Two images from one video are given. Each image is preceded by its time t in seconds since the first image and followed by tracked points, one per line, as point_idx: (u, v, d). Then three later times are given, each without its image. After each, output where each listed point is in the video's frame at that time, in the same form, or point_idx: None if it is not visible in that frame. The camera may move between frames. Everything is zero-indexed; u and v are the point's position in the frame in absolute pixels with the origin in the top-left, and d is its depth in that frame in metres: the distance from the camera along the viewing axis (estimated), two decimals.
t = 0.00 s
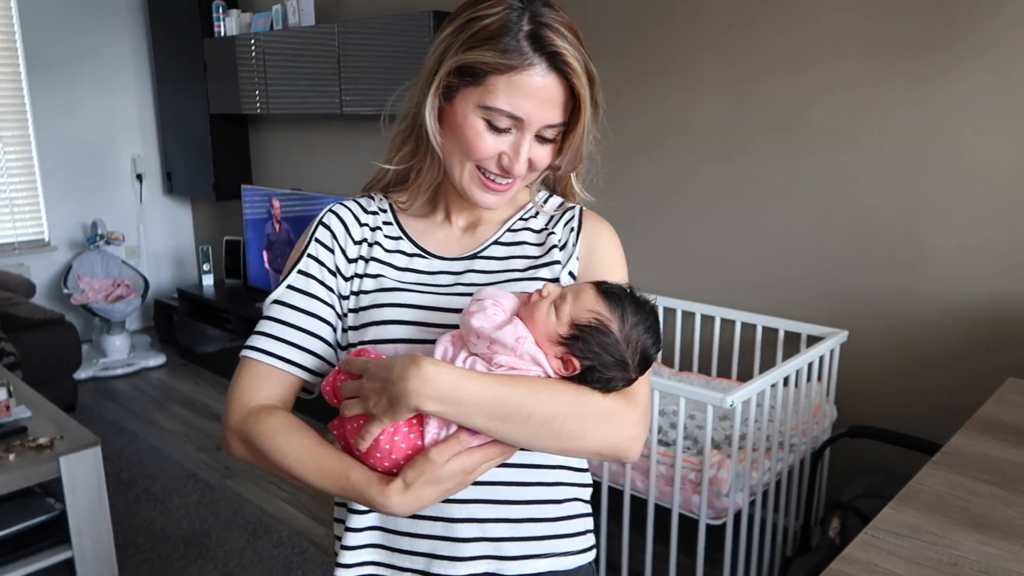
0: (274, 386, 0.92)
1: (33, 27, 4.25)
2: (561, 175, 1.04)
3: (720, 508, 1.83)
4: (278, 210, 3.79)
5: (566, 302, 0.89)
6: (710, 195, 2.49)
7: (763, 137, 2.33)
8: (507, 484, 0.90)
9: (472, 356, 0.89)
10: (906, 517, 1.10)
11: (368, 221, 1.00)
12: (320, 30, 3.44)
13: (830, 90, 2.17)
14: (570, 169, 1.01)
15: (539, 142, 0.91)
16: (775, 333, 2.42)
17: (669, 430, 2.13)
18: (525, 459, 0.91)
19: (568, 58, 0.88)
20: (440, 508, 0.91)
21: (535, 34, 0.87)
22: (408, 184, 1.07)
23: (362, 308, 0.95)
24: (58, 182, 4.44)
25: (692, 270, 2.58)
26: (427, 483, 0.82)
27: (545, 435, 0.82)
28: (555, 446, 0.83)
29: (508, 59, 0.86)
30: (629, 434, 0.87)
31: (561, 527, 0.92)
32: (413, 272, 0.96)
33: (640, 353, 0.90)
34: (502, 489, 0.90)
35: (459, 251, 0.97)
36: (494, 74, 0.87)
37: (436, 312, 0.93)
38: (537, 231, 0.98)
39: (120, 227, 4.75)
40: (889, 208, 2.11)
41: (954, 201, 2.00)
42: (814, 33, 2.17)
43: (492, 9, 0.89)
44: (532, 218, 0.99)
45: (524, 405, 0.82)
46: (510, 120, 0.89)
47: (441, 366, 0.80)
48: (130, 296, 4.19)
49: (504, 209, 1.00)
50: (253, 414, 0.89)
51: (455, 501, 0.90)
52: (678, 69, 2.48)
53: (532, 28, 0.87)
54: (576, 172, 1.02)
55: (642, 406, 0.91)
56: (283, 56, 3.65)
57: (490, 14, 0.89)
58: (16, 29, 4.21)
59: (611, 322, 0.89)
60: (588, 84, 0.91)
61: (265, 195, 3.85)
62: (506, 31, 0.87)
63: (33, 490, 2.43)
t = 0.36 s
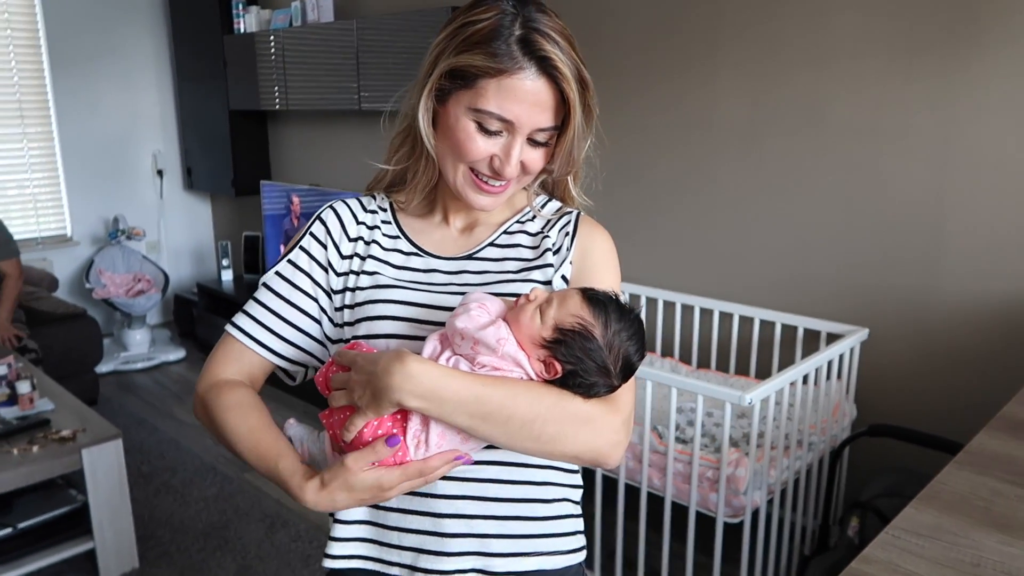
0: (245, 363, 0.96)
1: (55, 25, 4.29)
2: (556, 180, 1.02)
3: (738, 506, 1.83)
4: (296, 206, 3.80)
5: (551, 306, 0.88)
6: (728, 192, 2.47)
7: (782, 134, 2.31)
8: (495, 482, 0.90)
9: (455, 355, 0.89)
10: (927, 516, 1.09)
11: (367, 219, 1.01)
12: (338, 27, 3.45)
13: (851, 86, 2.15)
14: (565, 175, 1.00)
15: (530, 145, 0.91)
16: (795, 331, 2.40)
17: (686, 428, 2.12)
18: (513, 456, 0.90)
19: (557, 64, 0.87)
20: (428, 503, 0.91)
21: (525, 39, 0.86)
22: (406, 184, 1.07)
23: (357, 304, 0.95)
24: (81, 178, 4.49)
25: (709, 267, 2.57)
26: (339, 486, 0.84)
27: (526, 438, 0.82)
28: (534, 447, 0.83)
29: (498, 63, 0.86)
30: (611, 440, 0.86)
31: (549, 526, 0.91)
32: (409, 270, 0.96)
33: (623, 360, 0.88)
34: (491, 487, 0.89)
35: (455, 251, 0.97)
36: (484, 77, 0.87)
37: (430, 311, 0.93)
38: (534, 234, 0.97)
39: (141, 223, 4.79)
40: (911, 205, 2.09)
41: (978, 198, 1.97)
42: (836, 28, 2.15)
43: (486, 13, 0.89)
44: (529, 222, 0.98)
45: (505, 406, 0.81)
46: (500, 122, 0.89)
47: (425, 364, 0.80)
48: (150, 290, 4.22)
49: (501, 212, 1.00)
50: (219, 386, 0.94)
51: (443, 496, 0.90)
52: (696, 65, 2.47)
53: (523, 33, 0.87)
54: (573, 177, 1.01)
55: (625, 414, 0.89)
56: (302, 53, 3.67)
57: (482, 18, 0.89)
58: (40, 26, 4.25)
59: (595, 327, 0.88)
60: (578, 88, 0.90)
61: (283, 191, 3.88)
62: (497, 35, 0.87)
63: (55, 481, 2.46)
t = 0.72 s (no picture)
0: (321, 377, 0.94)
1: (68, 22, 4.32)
2: (595, 163, 1.01)
3: (747, 503, 1.83)
4: (307, 202, 3.81)
5: (596, 287, 0.87)
6: (738, 189, 2.46)
7: (793, 131, 2.30)
8: (540, 476, 0.90)
9: (492, 346, 0.88)
10: (937, 515, 1.08)
11: (407, 215, 1.01)
12: (349, 23, 3.45)
13: (863, 82, 2.14)
14: (603, 158, 0.99)
15: (563, 130, 0.90)
16: (805, 328, 2.40)
17: (694, 425, 2.12)
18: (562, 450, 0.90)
19: (588, 44, 0.85)
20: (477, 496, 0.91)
21: (553, 21, 0.85)
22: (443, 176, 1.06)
23: (399, 302, 0.96)
24: (93, 173, 4.52)
25: (719, 263, 2.57)
26: (466, 471, 0.82)
27: (565, 429, 0.81)
28: (574, 440, 0.81)
29: (525, 47, 0.85)
30: (654, 430, 0.85)
31: (598, 522, 0.91)
32: (449, 265, 0.96)
33: (668, 347, 0.86)
34: (536, 480, 0.90)
35: (495, 242, 0.97)
36: (512, 63, 0.87)
37: (472, 306, 0.93)
38: (573, 222, 0.96)
39: (153, 219, 4.82)
40: (922, 202, 2.07)
41: (992, 195, 1.96)
42: (847, 24, 2.14)
43: None
44: (568, 209, 0.97)
45: (542, 399, 0.80)
46: (532, 108, 0.88)
47: (459, 359, 0.80)
48: (162, 286, 4.25)
49: (539, 200, 0.99)
50: (298, 402, 0.91)
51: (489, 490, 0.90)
52: (706, 61, 2.46)
53: (551, 15, 0.86)
54: (612, 159, 0.99)
55: (668, 404, 0.87)
56: (313, 50, 3.68)
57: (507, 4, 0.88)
58: (53, 23, 4.28)
59: (640, 308, 0.86)
60: (611, 69, 0.89)
61: (294, 188, 3.89)
62: (524, 19, 0.86)
63: (67, 475, 2.48)
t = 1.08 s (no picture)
0: (401, 407, 0.94)
1: (73, 18, 4.32)
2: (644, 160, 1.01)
3: (747, 500, 1.84)
4: (311, 198, 3.81)
5: (698, 283, 0.89)
6: (743, 187, 2.46)
7: (798, 129, 2.30)
8: (616, 483, 0.89)
9: (557, 346, 0.87)
10: (935, 511, 1.09)
11: (453, 229, 0.99)
12: (353, 21, 3.46)
13: (868, 80, 2.13)
14: (655, 155, 0.98)
15: (622, 127, 0.88)
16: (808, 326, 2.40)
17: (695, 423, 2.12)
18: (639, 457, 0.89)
19: (647, 38, 0.84)
20: (550, 505, 0.90)
21: (609, 17, 0.83)
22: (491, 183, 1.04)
23: (455, 318, 0.95)
24: (97, 170, 4.54)
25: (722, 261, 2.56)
26: (544, 470, 0.81)
27: (630, 440, 0.80)
28: (642, 449, 0.81)
29: (584, 46, 0.83)
30: (723, 433, 0.84)
31: (675, 528, 0.90)
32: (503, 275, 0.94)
33: (754, 357, 0.86)
34: (611, 488, 0.88)
35: (546, 248, 0.96)
36: (571, 63, 0.84)
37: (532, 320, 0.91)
38: (624, 221, 0.95)
39: (157, 216, 4.84)
40: (928, 200, 2.07)
41: (996, 194, 1.96)
42: (852, 21, 2.13)
43: None
44: (618, 207, 0.96)
45: (608, 412, 0.79)
46: (592, 108, 0.86)
47: (521, 377, 0.79)
48: (166, 283, 4.27)
49: (589, 201, 0.98)
50: (379, 436, 0.92)
51: (564, 498, 0.89)
52: (710, 59, 2.46)
53: (605, 10, 0.84)
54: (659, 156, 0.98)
55: (734, 413, 0.86)
56: (317, 47, 3.68)
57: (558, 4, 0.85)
58: (58, 20, 4.29)
59: (739, 308, 0.87)
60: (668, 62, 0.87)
61: (297, 185, 3.90)
62: (579, 17, 0.84)
63: (72, 470, 2.50)
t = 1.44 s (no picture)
0: (405, 403, 0.95)
1: (60, 19, 4.31)
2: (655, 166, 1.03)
3: (733, 502, 1.87)
4: (303, 201, 3.79)
5: (708, 310, 0.83)
6: (730, 191, 2.48)
7: (785, 134, 2.31)
8: (601, 484, 0.89)
9: (564, 343, 0.85)
10: (918, 513, 1.10)
11: (454, 224, 0.99)
12: (342, 23, 3.46)
13: (854, 87, 2.15)
14: (668, 160, 1.00)
15: (644, 125, 0.89)
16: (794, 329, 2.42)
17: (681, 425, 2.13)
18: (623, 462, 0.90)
19: (677, 37, 0.85)
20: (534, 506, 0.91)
21: (638, 13, 0.84)
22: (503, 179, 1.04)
23: (451, 317, 0.95)
24: (85, 172, 4.51)
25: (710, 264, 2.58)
26: (546, 464, 0.81)
27: (620, 448, 0.80)
28: (630, 458, 0.81)
29: (615, 40, 0.84)
30: (717, 450, 0.83)
31: (657, 532, 0.90)
32: (500, 278, 0.95)
33: (746, 403, 0.80)
34: (596, 489, 0.89)
35: (545, 255, 0.96)
36: (599, 57, 0.85)
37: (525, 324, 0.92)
38: (626, 229, 0.95)
39: (144, 218, 4.81)
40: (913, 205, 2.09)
41: (979, 199, 1.98)
42: (839, 28, 2.15)
43: None
44: (621, 215, 0.96)
45: (598, 419, 0.79)
46: (617, 103, 0.86)
47: (512, 375, 0.80)
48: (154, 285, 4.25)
49: (592, 207, 0.98)
50: (387, 432, 0.93)
51: (551, 499, 0.90)
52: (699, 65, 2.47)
53: (634, 7, 0.85)
54: (673, 163, 1.01)
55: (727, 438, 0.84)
56: (306, 49, 3.68)
57: None
58: (45, 20, 4.27)
59: (739, 351, 0.81)
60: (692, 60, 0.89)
61: (286, 187, 3.89)
62: (610, 11, 0.84)
63: (57, 474, 2.48)
